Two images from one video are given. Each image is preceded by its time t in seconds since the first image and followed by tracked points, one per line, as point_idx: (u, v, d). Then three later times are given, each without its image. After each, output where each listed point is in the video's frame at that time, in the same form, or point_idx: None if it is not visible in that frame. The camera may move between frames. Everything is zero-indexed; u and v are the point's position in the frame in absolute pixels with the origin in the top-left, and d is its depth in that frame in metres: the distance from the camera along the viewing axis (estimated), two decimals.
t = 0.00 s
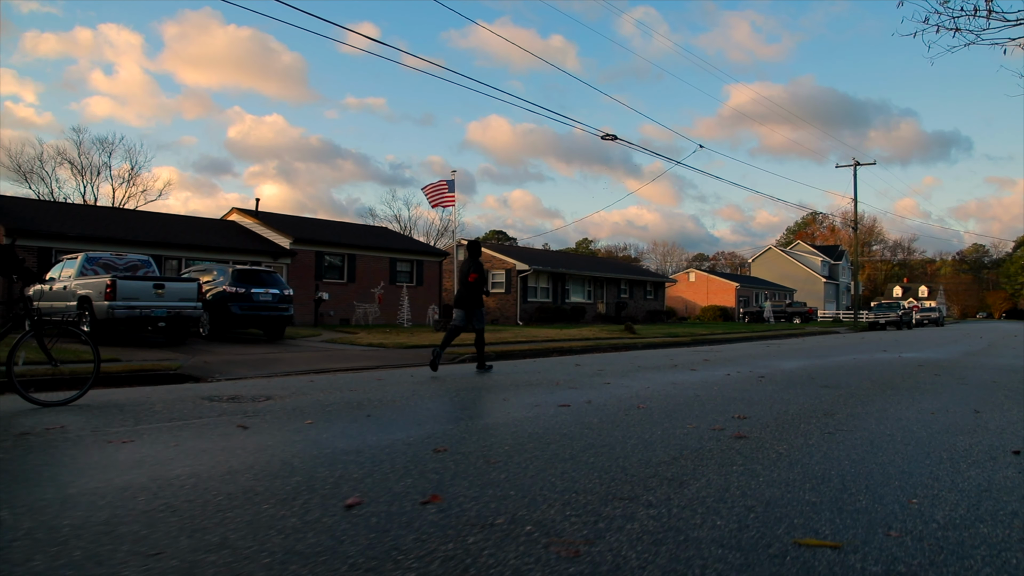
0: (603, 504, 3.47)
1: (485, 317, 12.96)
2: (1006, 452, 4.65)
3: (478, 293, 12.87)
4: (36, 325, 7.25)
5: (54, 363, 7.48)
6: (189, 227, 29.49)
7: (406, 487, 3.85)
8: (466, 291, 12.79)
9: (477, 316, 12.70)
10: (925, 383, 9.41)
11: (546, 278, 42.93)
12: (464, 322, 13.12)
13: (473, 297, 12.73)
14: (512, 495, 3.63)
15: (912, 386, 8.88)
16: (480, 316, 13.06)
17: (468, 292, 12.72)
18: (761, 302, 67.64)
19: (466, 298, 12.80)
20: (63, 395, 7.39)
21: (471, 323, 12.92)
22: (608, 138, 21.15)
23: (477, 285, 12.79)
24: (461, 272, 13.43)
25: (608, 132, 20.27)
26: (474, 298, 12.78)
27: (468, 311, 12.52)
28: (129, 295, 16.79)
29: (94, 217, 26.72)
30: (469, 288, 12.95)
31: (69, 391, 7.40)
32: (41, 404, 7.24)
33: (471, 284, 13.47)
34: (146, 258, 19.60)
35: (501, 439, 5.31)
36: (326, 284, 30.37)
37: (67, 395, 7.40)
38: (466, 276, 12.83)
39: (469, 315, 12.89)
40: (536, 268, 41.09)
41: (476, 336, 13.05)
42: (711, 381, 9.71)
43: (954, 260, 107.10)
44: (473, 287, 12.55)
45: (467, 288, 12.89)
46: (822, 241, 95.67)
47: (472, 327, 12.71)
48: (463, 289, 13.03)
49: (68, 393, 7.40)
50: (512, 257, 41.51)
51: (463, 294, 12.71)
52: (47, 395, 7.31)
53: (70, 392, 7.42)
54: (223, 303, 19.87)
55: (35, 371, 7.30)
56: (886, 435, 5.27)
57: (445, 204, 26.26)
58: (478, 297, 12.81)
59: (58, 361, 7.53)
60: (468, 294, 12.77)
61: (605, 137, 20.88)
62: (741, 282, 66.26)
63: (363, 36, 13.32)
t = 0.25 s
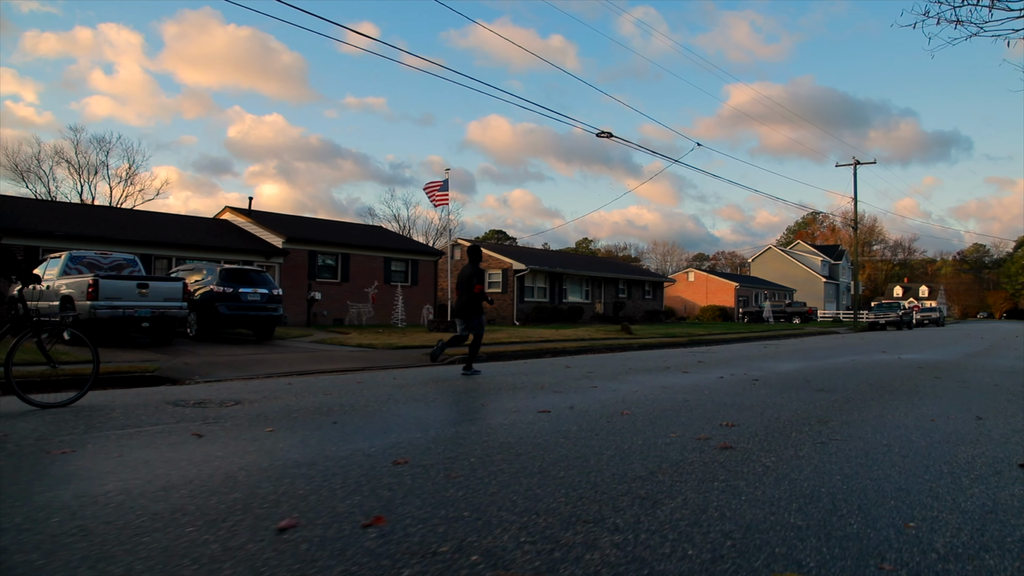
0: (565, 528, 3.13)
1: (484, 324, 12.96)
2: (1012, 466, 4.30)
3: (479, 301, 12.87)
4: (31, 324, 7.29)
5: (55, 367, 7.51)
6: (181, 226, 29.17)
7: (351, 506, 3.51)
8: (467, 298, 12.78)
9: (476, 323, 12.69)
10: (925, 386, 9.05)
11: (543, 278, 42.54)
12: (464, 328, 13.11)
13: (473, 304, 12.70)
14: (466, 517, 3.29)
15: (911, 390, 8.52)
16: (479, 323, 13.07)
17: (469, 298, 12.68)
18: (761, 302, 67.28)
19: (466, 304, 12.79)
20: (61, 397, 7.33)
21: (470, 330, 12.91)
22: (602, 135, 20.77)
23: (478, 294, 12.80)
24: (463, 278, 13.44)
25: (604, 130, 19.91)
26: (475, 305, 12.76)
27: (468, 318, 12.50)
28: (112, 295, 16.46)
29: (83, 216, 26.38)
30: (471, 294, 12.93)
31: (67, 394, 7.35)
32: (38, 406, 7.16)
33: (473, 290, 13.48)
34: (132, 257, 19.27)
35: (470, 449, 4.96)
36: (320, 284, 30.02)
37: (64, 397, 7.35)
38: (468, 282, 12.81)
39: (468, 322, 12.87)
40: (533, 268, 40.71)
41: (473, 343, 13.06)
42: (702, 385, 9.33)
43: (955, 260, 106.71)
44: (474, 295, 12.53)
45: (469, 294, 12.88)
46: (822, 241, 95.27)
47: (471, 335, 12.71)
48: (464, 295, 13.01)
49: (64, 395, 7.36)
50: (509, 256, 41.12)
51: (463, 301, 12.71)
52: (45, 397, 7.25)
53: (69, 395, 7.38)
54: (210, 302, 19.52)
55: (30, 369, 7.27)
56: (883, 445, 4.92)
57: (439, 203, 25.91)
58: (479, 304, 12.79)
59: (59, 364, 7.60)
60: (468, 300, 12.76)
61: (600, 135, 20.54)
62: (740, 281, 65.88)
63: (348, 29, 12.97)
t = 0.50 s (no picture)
0: (516, 558, 2.78)
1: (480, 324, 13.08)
2: (1017, 483, 3.95)
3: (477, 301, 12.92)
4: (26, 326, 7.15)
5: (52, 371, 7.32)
6: (172, 225, 28.81)
7: (284, 530, 3.17)
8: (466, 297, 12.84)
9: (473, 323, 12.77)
10: (924, 389, 8.69)
11: (540, 278, 42.15)
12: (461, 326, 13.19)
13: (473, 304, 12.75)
14: (407, 544, 2.95)
15: (910, 394, 8.16)
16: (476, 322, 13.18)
17: (468, 298, 12.72)
18: (760, 301, 66.93)
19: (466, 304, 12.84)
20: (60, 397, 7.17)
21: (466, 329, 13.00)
22: (595, 133, 20.39)
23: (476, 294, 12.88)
24: (464, 276, 13.39)
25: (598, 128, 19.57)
26: (474, 305, 12.82)
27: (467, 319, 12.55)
28: (93, 295, 16.09)
29: (71, 215, 26.02)
30: (470, 293, 13.00)
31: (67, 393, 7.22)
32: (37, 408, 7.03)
33: (473, 289, 13.57)
34: (116, 256, 18.91)
35: (434, 461, 4.62)
36: (312, 283, 29.63)
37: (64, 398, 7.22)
38: (468, 282, 12.84)
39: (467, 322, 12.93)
40: (530, 268, 40.33)
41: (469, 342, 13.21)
42: (693, 388, 8.96)
43: (955, 260, 106.38)
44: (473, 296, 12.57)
45: (469, 295, 12.95)
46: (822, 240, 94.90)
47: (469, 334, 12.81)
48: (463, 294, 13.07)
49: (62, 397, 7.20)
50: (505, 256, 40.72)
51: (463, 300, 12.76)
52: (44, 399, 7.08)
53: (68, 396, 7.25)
54: (196, 303, 19.15)
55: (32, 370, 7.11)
56: (876, 456, 4.58)
57: (431, 202, 25.55)
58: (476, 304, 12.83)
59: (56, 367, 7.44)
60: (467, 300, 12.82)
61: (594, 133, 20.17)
62: (739, 281, 65.47)
63: (332, 22, 12.61)
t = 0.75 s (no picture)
0: None
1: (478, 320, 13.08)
2: (1022, 502, 3.59)
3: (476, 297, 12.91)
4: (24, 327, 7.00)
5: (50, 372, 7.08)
6: (162, 223, 28.40)
7: (201, 560, 2.83)
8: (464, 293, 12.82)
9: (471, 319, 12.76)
10: (923, 393, 8.35)
11: (536, 277, 41.74)
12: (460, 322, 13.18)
13: (471, 300, 12.73)
14: None
15: (908, 398, 7.82)
16: (474, 319, 13.17)
17: (466, 294, 12.70)
18: (759, 301, 66.52)
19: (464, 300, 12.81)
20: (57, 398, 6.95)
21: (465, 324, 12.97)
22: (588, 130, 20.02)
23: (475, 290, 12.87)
24: (463, 272, 13.30)
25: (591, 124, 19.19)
26: (472, 301, 12.81)
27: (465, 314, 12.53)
28: (74, 295, 15.71)
29: (59, 213, 25.65)
30: (469, 289, 12.97)
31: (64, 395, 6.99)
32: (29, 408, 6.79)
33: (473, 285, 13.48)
34: (100, 255, 18.56)
35: (391, 475, 4.27)
36: (305, 283, 29.21)
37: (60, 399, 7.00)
38: (467, 278, 12.82)
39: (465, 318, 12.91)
40: (526, 267, 39.92)
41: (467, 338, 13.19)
42: (683, 392, 8.57)
43: (955, 260, 105.96)
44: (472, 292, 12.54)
45: (468, 291, 12.92)
46: (822, 240, 94.52)
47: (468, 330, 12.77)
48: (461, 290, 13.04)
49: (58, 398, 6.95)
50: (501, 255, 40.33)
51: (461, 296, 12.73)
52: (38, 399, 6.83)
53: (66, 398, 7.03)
54: (182, 303, 18.76)
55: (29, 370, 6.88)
56: (870, 469, 4.23)
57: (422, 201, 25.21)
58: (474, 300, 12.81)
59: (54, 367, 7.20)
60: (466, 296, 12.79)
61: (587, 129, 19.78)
62: (738, 281, 65.04)
63: (314, 14, 12.24)
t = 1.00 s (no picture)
0: None
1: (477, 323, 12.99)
2: None
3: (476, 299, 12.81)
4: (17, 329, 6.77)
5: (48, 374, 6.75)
6: (152, 223, 28.00)
7: None
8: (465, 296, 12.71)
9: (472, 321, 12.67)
10: (921, 396, 7.99)
11: (532, 277, 41.33)
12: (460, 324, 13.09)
13: (471, 303, 12.61)
14: None
15: (905, 402, 7.46)
16: (473, 322, 13.07)
17: (466, 297, 12.58)
18: (758, 301, 66.13)
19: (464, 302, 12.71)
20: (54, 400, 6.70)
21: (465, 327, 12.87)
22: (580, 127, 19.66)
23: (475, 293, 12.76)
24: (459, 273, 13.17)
25: (584, 121, 18.83)
26: (472, 303, 12.72)
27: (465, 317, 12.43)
28: (51, 295, 15.34)
29: (47, 213, 25.33)
30: (468, 292, 12.86)
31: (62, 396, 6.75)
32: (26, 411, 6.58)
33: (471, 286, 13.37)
34: (82, 254, 18.21)
35: (337, 489, 3.91)
36: (296, 283, 28.83)
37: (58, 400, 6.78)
38: (466, 280, 12.72)
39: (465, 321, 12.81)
40: (521, 267, 39.52)
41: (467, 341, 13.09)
42: (671, 395, 8.18)
43: (955, 259, 105.52)
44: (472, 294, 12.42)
45: (467, 292, 12.80)
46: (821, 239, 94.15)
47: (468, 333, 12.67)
48: (461, 292, 12.93)
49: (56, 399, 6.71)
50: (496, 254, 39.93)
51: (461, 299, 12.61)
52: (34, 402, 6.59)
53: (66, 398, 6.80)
54: (166, 302, 18.38)
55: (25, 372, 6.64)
56: (862, 483, 3.87)
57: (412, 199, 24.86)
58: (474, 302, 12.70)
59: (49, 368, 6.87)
60: (466, 299, 12.68)
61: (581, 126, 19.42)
62: (736, 280, 64.65)
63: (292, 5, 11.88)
